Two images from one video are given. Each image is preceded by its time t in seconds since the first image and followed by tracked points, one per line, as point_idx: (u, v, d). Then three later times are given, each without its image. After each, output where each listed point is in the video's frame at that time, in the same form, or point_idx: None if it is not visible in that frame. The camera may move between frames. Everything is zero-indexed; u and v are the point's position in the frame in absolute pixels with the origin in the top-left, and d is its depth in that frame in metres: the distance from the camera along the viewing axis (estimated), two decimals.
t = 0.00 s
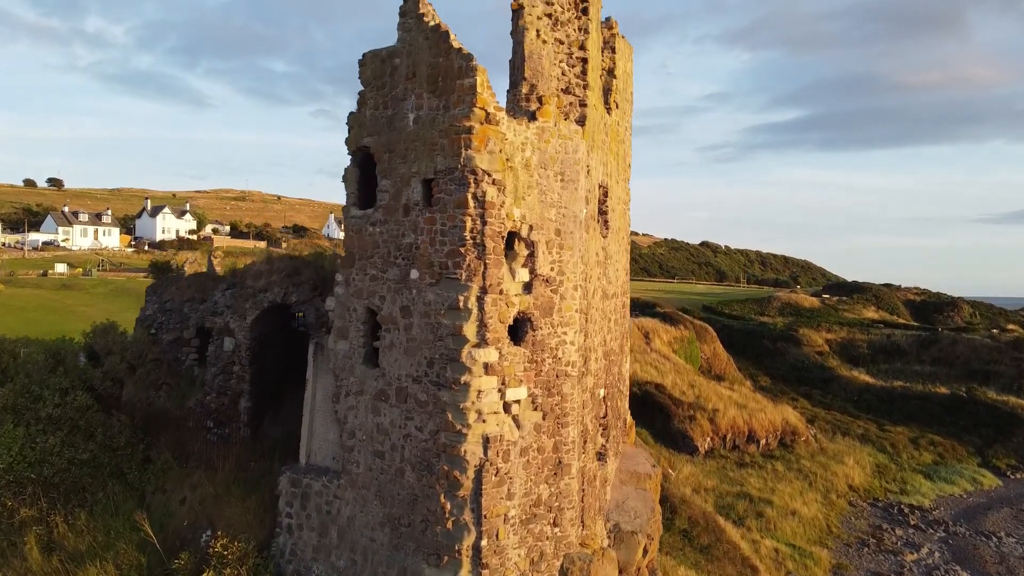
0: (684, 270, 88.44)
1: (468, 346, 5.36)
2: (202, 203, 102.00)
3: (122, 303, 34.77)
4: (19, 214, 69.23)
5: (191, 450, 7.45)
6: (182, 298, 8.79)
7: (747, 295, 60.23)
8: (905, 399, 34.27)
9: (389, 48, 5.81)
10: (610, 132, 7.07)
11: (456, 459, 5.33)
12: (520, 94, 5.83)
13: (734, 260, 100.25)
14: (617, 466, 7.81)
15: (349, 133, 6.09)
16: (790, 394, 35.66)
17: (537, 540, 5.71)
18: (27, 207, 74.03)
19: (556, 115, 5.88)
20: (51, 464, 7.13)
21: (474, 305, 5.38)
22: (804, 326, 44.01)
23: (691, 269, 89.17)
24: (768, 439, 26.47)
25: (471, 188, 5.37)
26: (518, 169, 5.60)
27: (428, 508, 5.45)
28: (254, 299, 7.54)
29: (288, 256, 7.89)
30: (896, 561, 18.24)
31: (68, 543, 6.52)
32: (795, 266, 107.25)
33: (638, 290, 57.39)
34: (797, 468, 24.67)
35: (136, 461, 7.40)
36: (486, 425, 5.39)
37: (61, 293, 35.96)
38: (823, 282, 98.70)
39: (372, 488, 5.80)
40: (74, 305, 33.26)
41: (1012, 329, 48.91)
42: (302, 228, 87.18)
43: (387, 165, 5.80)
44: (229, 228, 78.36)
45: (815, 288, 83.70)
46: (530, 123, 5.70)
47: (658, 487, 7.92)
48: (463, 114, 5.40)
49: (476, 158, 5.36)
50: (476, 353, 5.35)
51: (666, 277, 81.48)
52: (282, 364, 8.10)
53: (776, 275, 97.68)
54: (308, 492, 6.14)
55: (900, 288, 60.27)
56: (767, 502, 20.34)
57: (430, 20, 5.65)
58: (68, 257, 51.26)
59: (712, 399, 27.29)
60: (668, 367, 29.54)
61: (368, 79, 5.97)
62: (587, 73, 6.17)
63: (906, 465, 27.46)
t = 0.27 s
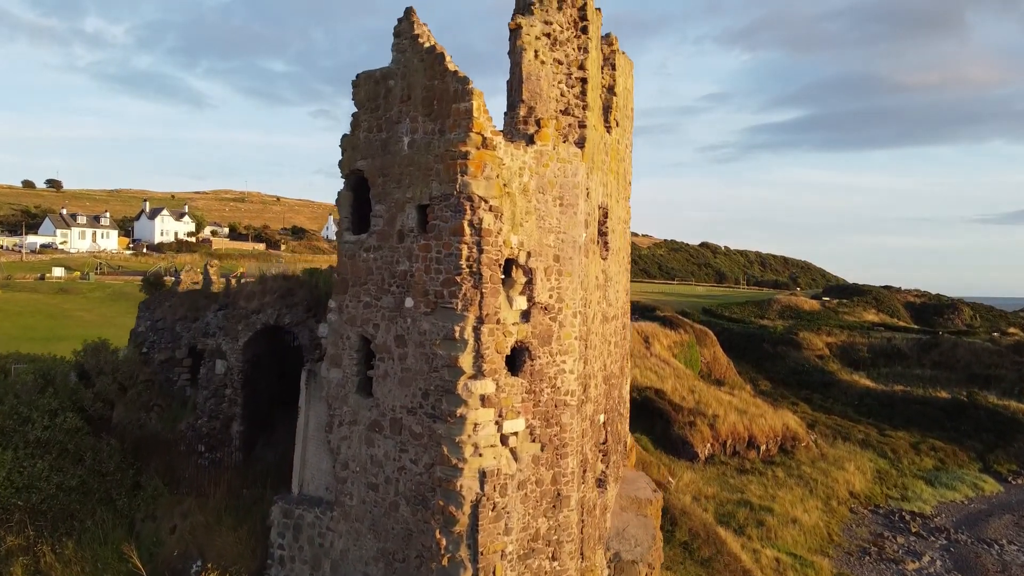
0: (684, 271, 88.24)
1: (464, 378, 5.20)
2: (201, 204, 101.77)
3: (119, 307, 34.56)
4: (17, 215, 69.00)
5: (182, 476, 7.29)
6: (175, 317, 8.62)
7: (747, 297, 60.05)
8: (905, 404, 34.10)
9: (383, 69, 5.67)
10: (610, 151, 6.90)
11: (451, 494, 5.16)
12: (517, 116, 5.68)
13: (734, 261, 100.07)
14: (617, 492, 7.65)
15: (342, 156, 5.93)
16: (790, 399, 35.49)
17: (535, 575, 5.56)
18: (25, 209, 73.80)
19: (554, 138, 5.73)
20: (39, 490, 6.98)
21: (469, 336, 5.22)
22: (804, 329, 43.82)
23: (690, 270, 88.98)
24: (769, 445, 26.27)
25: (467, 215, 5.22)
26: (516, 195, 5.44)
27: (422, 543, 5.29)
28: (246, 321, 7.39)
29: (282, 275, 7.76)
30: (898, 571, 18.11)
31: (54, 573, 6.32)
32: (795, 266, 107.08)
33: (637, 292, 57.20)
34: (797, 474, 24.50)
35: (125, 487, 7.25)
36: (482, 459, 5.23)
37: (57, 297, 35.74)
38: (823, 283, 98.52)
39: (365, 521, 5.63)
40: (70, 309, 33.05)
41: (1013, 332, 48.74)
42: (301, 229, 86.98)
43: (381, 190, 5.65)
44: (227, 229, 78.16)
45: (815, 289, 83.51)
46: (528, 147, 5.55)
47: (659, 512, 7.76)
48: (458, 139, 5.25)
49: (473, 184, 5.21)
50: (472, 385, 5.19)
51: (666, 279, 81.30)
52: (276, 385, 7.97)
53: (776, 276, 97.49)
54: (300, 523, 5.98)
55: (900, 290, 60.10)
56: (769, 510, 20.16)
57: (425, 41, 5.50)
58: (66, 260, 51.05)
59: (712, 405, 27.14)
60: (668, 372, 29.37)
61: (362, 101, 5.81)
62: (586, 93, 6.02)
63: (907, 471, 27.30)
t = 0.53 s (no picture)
0: (684, 272, 88.06)
1: (460, 412, 5.05)
2: (200, 205, 101.62)
3: (116, 312, 34.41)
4: (15, 218, 68.90)
5: (173, 502, 7.17)
6: (167, 335, 8.44)
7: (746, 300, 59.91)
8: (906, 409, 33.96)
9: (378, 92, 5.52)
10: (610, 172, 6.75)
11: (447, 531, 5.01)
12: (515, 141, 5.53)
13: (734, 262, 99.88)
14: (617, 518, 7.52)
15: (335, 180, 5.79)
16: (790, 403, 35.34)
17: None
18: (24, 210, 73.66)
19: (553, 162, 5.58)
20: (27, 517, 6.78)
21: (466, 368, 5.07)
22: (804, 333, 43.66)
23: (690, 271, 88.83)
24: (769, 451, 26.10)
25: (463, 244, 5.07)
26: (513, 222, 5.30)
27: None
28: (239, 344, 7.25)
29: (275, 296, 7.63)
30: None
31: None
32: (795, 268, 106.90)
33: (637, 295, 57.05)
34: (798, 480, 24.34)
35: (115, 514, 7.11)
36: (479, 495, 5.08)
37: (55, 302, 35.60)
38: (823, 285, 98.33)
39: (359, 556, 5.48)
40: (68, 314, 32.90)
41: (1014, 335, 48.56)
42: (300, 231, 86.82)
43: (375, 217, 5.50)
44: (226, 232, 78.03)
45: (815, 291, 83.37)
46: (526, 173, 5.40)
47: (659, 539, 7.62)
48: (455, 166, 5.10)
49: (469, 213, 5.07)
50: (468, 420, 5.04)
51: (665, 280, 81.12)
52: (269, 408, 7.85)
53: (776, 278, 97.26)
54: (293, 556, 5.84)
55: (900, 293, 59.93)
56: (770, 518, 20.02)
57: (421, 64, 5.35)
58: (64, 263, 50.92)
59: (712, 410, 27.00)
60: (668, 377, 29.23)
61: (356, 125, 5.67)
62: (585, 115, 5.87)
63: (908, 477, 27.14)
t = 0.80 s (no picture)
0: (683, 274, 87.90)
1: (456, 447, 4.91)
2: (199, 207, 101.48)
3: (113, 316, 34.27)
4: (14, 219, 68.74)
5: (164, 529, 7.02)
6: (159, 356, 8.35)
7: (746, 302, 59.75)
8: (907, 413, 33.82)
9: (372, 116, 5.39)
10: (610, 195, 6.62)
11: (444, 570, 4.87)
12: (512, 167, 5.39)
13: (733, 263, 99.71)
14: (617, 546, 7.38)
15: (328, 206, 5.65)
16: (791, 407, 35.20)
17: None
18: (22, 212, 73.51)
19: (551, 189, 5.45)
20: (14, 544, 6.43)
21: (462, 403, 4.93)
22: (804, 336, 43.52)
23: (689, 273, 88.67)
24: (770, 457, 25.94)
25: (459, 275, 4.94)
26: (511, 252, 5.16)
27: None
28: (232, 368, 7.13)
29: (269, 318, 7.51)
30: None
31: None
32: (795, 269, 106.75)
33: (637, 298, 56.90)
34: (798, 487, 24.19)
35: (106, 542, 6.85)
36: (476, 532, 4.94)
37: (52, 306, 35.44)
38: (823, 286, 98.18)
39: None
40: (65, 319, 32.73)
41: (1014, 339, 48.43)
42: (299, 232, 86.66)
43: (369, 245, 5.37)
44: (225, 233, 77.89)
45: (815, 293, 83.22)
46: (523, 201, 5.26)
47: (660, 566, 7.49)
48: (450, 195, 4.97)
49: (465, 243, 4.93)
50: (465, 455, 4.90)
51: (665, 282, 80.98)
52: (263, 431, 7.73)
53: (776, 279, 97.08)
54: None
55: (900, 295, 59.77)
56: (771, 527, 19.86)
57: (416, 89, 5.22)
58: (62, 266, 50.76)
59: (712, 416, 26.87)
60: (668, 382, 29.10)
61: (350, 149, 5.53)
62: (585, 139, 5.73)
63: (909, 482, 27.00)
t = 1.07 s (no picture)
0: (683, 275, 87.76)
1: (452, 485, 4.78)
2: (198, 208, 101.32)
3: (111, 321, 34.15)
4: (12, 222, 68.58)
5: (156, 558, 6.89)
6: (151, 377, 8.19)
7: (746, 305, 59.61)
8: (907, 418, 33.68)
9: (366, 143, 5.26)
10: (609, 218, 6.49)
11: None
12: (510, 194, 5.26)
13: (733, 264, 99.59)
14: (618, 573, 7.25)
15: (322, 234, 5.52)
16: (791, 411, 35.10)
17: None
18: (21, 214, 73.35)
19: (550, 217, 5.33)
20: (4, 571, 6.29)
21: (458, 439, 4.80)
22: (804, 340, 43.40)
23: (689, 274, 88.53)
24: (770, 463, 25.82)
25: (456, 308, 4.81)
26: (509, 283, 5.04)
27: None
28: (225, 393, 7.00)
29: (262, 340, 7.37)
30: None
31: None
32: (794, 270, 106.65)
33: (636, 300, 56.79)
34: (798, 493, 24.10)
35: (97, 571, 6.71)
36: (473, 572, 4.80)
37: (50, 311, 35.32)
38: (823, 287, 98.05)
39: None
40: (63, 324, 32.61)
41: (1015, 342, 48.31)
42: (298, 234, 86.49)
43: (364, 275, 5.24)
44: (224, 235, 77.75)
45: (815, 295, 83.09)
46: (521, 230, 5.14)
47: None
48: (446, 226, 4.85)
49: (462, 275, 4.81)
50: (461, 493, 4.77)
51: (665, 284, 80.83)
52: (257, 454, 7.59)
53: (776, 280, 96.97)
54: None
55: (900, 297, 59.66)
56: (771, 535, 19.74)
57: (411, 116, 5.09)
58: (61, 269, 50.63)
59: (713, 421, 26.80)
60: (668, 387, 29.00)
61: (344, 176, 5.40)
62: (583, 164, 5.61)
63: (909, 488, 26.89)
